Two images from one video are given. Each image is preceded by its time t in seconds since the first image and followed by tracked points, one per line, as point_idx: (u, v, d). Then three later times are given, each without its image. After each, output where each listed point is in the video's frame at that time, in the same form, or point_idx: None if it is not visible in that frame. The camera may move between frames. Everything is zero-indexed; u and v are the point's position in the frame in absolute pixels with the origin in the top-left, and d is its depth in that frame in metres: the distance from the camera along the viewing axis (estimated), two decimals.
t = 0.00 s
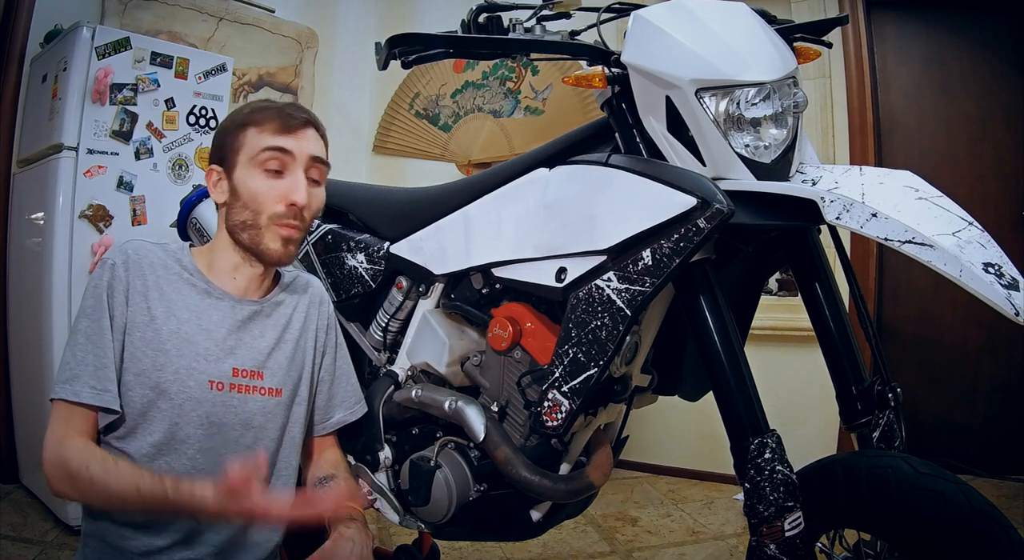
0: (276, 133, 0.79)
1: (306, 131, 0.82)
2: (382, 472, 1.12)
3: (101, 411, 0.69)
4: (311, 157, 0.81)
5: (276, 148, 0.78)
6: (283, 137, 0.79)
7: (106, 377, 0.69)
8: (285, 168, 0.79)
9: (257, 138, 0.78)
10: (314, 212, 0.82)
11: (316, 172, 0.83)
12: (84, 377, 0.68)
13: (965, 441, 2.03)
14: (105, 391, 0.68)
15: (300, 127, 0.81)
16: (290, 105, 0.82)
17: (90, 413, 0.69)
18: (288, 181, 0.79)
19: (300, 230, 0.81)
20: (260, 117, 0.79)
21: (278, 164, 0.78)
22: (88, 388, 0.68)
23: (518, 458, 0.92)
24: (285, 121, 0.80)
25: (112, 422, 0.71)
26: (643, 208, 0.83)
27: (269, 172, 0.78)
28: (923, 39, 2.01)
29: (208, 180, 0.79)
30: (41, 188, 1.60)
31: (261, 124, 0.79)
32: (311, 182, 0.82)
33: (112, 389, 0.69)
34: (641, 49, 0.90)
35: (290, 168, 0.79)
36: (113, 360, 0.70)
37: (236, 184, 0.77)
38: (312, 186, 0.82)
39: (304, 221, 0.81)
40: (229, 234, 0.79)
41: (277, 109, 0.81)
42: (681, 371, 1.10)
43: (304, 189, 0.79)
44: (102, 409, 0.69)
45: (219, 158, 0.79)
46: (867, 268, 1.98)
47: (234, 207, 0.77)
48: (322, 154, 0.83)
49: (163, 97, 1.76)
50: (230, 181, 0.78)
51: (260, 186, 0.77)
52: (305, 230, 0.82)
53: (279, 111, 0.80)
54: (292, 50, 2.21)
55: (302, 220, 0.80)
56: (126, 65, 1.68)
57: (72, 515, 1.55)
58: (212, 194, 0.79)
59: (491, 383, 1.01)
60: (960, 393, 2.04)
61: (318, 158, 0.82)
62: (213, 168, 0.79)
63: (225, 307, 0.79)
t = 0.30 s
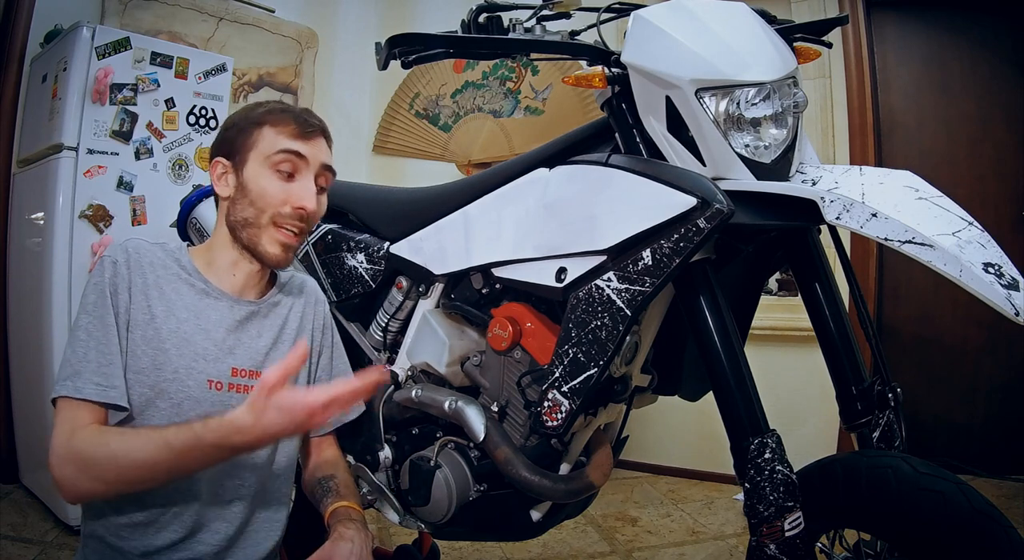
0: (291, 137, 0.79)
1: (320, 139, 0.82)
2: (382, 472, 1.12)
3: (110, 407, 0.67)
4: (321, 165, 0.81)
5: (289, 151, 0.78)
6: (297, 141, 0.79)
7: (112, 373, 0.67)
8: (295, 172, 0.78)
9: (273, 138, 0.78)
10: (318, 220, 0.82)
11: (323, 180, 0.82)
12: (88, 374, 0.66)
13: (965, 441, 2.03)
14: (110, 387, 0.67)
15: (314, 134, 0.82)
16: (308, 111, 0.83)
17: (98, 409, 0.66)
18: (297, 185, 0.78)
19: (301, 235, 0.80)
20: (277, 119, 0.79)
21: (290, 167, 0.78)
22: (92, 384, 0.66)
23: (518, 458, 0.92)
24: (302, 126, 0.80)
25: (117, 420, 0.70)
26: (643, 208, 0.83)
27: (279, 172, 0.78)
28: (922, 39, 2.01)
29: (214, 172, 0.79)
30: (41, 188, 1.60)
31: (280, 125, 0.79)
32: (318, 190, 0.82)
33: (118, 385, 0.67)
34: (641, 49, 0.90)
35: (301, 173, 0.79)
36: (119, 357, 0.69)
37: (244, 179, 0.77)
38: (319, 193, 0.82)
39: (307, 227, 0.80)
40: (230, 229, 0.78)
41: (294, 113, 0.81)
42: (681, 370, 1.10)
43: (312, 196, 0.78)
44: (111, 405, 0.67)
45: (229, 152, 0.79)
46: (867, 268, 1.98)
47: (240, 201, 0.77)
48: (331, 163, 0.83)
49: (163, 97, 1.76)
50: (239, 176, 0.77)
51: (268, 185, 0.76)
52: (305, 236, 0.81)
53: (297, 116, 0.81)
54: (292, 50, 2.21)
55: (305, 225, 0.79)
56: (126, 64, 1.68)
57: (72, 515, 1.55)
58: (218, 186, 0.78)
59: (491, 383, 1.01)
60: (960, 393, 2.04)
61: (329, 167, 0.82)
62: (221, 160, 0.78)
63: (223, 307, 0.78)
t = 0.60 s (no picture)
0: (298, 144, 0.81)
1: (327, 152, 0.83)
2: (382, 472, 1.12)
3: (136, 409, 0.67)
4: (322, 176, 0.81)
5: (292, 156, 0.79)
6: (302, 149, 0.80)
7: (126, 371, 0.66)
8: (294, 178, 0.79)
9: (279, 144, 0.80)
10: (311, 231, 0.81)
11: (323, 194, 0.83)
12: (103, 372, 0.65)
13: (965, 441, 2.03)
14: (126, 386, 0.65)
15: (322, 147, 0.83)
16: (321, 124, 0.85)
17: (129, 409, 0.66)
18: (294, 191, 0.78)
19: (290, 241, 0.79)
20: (288, 127, 0.81)
21: (289, 172, 0.79)
22: (108, 381, 0.64)
23: (518, 458, 0.92)
24: (310, 136, 0.82)
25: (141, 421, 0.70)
26: (643, 209, 0.83)
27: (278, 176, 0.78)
28: (922, 40, 2.01)
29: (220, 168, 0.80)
30: (41, 188, 1.60)
31: (288, 132, 0.81)
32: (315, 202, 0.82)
33: (136, 384, 0.66)
34: (641, 49, 0.90)
35: (300, 181, 0.79)
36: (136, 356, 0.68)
37: (244, 177, 0.77)
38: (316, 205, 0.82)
39: (297, 234, 0.79)
40: (225, 226, 0.78)
41: (307, 123, 0.83)
42: (681, 371, 1.10)
43: (306, 204, 0.78)
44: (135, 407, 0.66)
45: (236, 151, 0.80)
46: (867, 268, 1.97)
47: (235, 199, 0.77)
48: (334, 178, 0.84)
49: (163, 97, 1.76)
50: (241, 173, 0.78)
51: (265, 185, 0.77)
52: (296, 245, 0.80)
53: (308, 126, 0.83)
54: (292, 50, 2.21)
55: (294, 232, 0.78)
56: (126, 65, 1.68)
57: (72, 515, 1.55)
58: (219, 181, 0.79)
59: (491, 383, 1.02)
60: (960, 393, 2.04)
61: (329, 179, 0.82)
62: (227, 156, 0.79)
63: (220, 307, 0.77)
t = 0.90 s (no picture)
0: (291, 141, 0.80)
1: (322, 145, 0.83)
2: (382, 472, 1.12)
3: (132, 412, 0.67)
4: (318, 170, 0.81)
5: (286, 153, 0.79)
6: (296, 145, 0.80)
7: (125, 375, 0.66)
8: (290, 175, 0.79)
9: (272, 142, 0.79)
10: (313, 226, 0.81)
11: (322, 188, 0.83)
12: (101, 375, 0.65)
13: (965, 441, 2.03)
14: (125, 390, 0.65)
15: (316, 140, 0.83)
16: (315, 118, 0.85)
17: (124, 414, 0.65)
18: (291, 188, 0.79)
19: (293, 238, 0.79)
20: (280, 124, 0.81)
21: (285, 170, 0.79)
22: (105, 386, 0.64)
23: (517, 458, 0.92)
24: (303, 131, 0.82)
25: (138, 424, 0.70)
26: (644, 209, 0.83)
27: (274, 176, 0.79)
28: (922, 40, 2.01)
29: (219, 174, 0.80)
30: (41, 188, 1.60)
31: (280, 130, 0.81)
32: (314, 196, 0.82)
33: (134, 389, 0.66)
34: (641, 49, 0.90)
35: (296, 177, 0.80)
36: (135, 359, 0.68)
37: (242, 180, 0.78)
38: (316, 199, 0.82)
39: (300, 231, 0.79)
40: (226, 230, 0.78)
41: (299, 119, 0.83)
42: (681, 371, 1.10)
43: (304, 199, 0.78)
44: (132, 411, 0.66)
45: (233, 155, 0.81)
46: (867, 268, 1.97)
47: (235, 203, 0.77)
48: (331, 170, 0.83)
49: (163, 97, 1.76)
50: (238, 177, 0.78)
51: (262, 186, 0.77)
52: (299, 241, 0.81)
53: (301, 121, 0.82)
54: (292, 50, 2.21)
55: (296, 229, 0.79)
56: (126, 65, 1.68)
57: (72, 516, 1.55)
58: (219, 187, 0.79)
59: (490, 383, 1.02)
60: (960, 393, 2.04)
61: (326, 172, 0.82)
62: (225, 161, 0.80)
63: (224, 310, 0.77)
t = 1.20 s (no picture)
0: (266, 134, 0.79)
1: (297, 132, 0.81)
2: (382, 471, 1.12)
3: (116, 415, 0.68)
4: (300, 157, 0.80)
5: (264, 149, 0.78)
6: (272, 139, 0.79)
7: (111, 377, 0.67)
8: (273, 169, 0.79)
9: (247, 141, 0.78)
10: (306, 214, 0.81)
11: (308, 173, 0.82)
12: (87, 376, 0.66)
13: (965, 441, 2.03)
14: (109, 391, 0.66)
15: (291, 128, 0.81)
16: (285, 108, 0.83)
17: (107, 417, 0.67)
18: (275, 182, 0.78)
19: (288, 230, 0.79)
20: (252, 120, 0.80)
21: (267, 165, 0.79)
22: (91, 386, 0.65)
23: (518, 458, 0.92)
24: (276, 123, 0.80)
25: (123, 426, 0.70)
26: (644, 209, 0.83)
27: (257, 173, 0.78)
28: (922, 40, 2.01)
29: (208, 187, 0.81)
30: (41, 188, 1.60)
31: (254, 127, 0.79)
32: (301, 183, 0.81)
33: (116, 389, 0.67)
34: (641, 49, 0.90)
35: (278, 169, 0.79)
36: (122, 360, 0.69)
37: (228, 187, 0.78)
38: (302, 187, 0.81)
39: (294, 222, 0.80)
40: (224, 238, 0.79)
41: (270, 112, 0.81)
42: (680, 370, 1.10)
43: (290, 189, 0.78)
44: (116, 413, 0.68)
45: (217, 164, 0.80)
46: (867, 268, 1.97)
47: (226, 210, 0.78)
48: (313, 154, 0.82)
49: (163, 97, 1.76)
50: (223, 185, 0.79)
51: (248, 187, 0.77)
52: (296, 231, 0.81)
53: (270, 114, 0.81)
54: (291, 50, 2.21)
55: (289, 221, 0.79)
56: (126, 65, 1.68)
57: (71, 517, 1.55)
58: (211, 199, 0.80)
59: (491, 383, 1.02)
60: (960, 393, 2.04)
61: (308, 158, 0.81)
62: (211, 173, 0.80)
63: (227, 310, 0.78)
